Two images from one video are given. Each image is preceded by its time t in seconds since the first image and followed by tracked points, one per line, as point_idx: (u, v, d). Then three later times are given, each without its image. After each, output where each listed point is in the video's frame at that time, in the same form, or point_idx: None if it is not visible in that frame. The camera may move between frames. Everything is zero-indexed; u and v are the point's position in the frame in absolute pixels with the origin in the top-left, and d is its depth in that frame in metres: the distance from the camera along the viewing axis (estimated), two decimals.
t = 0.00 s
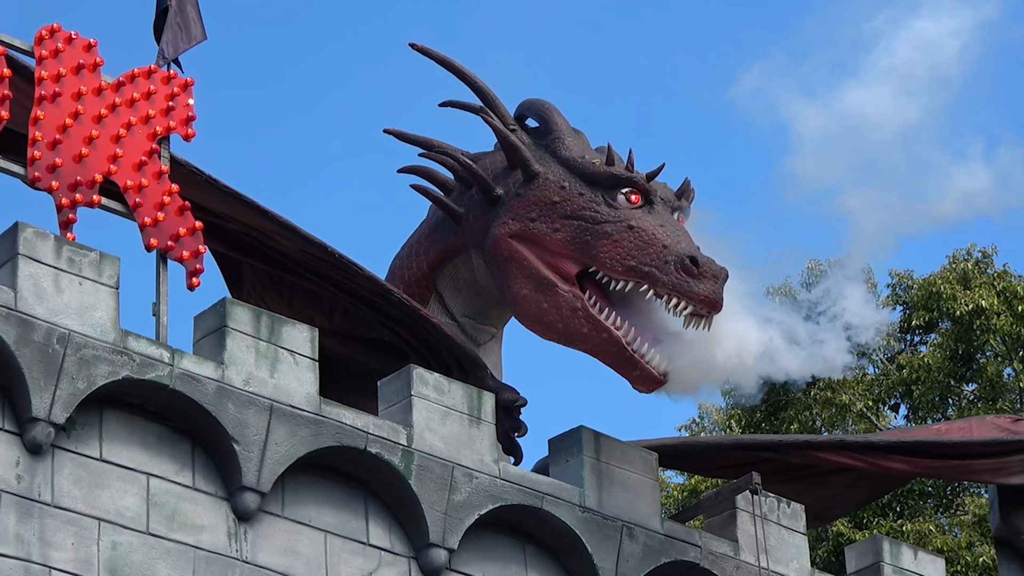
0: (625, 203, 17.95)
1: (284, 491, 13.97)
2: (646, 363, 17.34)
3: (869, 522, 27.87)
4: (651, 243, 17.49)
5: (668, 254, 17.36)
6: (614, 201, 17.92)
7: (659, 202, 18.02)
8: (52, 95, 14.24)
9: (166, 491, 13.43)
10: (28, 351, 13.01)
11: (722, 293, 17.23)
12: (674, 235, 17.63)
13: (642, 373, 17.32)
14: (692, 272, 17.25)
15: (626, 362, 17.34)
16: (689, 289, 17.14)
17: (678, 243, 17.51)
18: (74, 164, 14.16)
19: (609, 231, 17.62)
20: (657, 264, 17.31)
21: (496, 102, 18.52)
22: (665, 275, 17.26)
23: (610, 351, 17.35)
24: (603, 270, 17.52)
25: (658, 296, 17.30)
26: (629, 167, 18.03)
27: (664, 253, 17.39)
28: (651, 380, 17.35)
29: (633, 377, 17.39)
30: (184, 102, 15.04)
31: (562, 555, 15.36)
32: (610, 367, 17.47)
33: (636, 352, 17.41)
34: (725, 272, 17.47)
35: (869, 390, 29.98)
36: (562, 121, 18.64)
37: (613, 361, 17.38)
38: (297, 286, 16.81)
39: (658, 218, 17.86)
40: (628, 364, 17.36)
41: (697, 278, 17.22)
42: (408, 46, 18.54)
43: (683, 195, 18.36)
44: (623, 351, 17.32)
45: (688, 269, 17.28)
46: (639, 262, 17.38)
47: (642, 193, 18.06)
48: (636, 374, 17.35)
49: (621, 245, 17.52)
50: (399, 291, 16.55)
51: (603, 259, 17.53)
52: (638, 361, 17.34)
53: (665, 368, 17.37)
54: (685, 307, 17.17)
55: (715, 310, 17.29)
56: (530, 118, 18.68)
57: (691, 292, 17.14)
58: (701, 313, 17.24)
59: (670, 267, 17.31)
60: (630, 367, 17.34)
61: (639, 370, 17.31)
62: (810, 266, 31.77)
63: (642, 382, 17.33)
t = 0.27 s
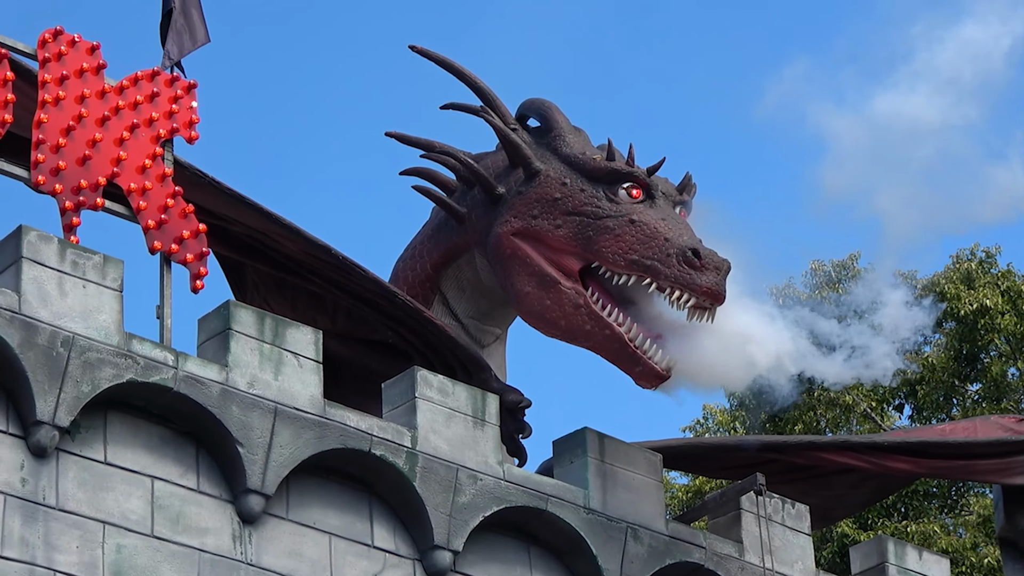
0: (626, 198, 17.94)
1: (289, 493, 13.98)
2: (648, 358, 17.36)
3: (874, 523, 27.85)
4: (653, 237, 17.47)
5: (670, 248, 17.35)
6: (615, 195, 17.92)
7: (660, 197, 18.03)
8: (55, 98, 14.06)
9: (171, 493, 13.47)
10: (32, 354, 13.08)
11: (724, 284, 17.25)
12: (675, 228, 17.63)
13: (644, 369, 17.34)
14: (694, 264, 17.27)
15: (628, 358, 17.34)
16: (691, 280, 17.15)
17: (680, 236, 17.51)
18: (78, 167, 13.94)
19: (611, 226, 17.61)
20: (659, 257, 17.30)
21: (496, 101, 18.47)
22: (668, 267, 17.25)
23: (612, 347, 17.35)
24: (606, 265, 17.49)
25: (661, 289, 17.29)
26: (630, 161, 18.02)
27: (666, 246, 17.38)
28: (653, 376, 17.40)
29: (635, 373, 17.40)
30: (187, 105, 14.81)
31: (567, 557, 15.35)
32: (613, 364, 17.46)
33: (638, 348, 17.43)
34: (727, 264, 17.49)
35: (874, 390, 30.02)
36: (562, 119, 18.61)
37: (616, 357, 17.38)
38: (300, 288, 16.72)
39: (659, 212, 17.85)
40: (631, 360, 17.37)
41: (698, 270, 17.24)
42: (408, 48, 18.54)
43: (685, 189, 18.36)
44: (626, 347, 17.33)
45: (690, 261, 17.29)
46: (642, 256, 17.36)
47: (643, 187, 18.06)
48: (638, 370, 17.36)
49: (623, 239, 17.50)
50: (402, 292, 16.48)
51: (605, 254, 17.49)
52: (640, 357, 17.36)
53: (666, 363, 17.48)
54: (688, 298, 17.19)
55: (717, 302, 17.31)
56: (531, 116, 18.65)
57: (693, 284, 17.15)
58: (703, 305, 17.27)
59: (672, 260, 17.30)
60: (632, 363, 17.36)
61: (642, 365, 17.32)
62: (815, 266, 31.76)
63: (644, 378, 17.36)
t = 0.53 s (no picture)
0: (627, 202, 17.89)
1: (293, 504, 13.99)
2: (651, 364, 17.34)
3: (878, 533, 27.81)
4: (656, 241, 17.44)
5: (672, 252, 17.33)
6: (617, 200, 17.86)
7: (662, 202, 17.96)
8: (58, 109, 13.91)
9: (175, 505, 13.52)
10: (35, 366, 13.11)
11: (726, 286, 17.22)
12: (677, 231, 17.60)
13: (647, 375, 17.33)
14: (696, 266, 17.24)
15: (630, 363, 17.33)
16: (694, 283, 17.12)
17: (682, 240, 17.47)
18: (81, 178, 13.83)
19: (613, 231, 17.58)
20: (662, 260, 17.28)
21: (498, 110, 18.47)
22: (670, 271, 17.23)
23: (614, 351, 17.35)
24: (608, 270, 17.47)
25: (664, 293, 17.26)
26: (630, 166, 17.98)
27: (668, 250, 17.35)
28: (656, 382, 17.38)
29: (638, 379, 17.39)
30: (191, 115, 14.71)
31: (572, 567, 15.35)
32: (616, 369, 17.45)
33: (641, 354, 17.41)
34: (729, 266, 17.46)
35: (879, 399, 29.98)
36: (564, 126, 18.58)
37: (619, 363, 17.36)
38: (305, 299, 16.67)
39: (661, 215, 17.81)
40: (633, 365, 17.36)
41: (701, 272, 17.21)
42: (408, 58, 18.54)
43: (687, 194, 18.31)
44: (628, 352, 17.32)
45: (692, 263, 17.26)
46: (644, 260, 17.34)
47: (644, 192, 17.98)
48: (641, 376, 17.35)
49: (625, 244, 17.48)
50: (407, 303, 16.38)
51: (608, 259, 17.47)
52: (643, 362, 17.34)
53: (669, 368, 17.44)
54: (691, 301, 17.16)
55: (720, 304, 17.28)
56: (532, 124, 18.64)
57: (696, 286, 17.12)
58: (706, 307, 17.24)
59: (674, 263, 17.27)
60: (635, 368, 17.34)
61: (644, 371, 17.31)
62: (818, 276, 31.75)
63: (647, 383, 17.35)
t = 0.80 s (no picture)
0: (630, 206, 17.89)
1: (297, 511, 14.03)
2: (655, 367, 17.27)
3: (883, 539, 27.80)
4: (658, 244, 17.43)
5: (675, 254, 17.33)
6: (619, 204, 17.88)
7: (665, 204, 17.97)
8: (63, 117, 13.91)
9: (180, 512, 13.61)
10: (40, 373, 13.27)
11: (729, 288, 17.20)
12: (680, 234, 17.62)
13: (651, 378, 17.24)
14: (699, 269, 17.22)
15: (634, 366, 17.26)
16: (696, 285, 17.10)
17: (685, 242, 17.48)
18: (86, 186, 13.83)
19: (616, 234, 17.58)
20: (665, 263, 17.27)
21: (500, 116, 18.49)
22: (673, 273, 17.22)
23: (618, 354, 17.28)
24: (612, 273, 17.47)
25: (667, 295, 17.25)
26: (633, 169, 18.00)
27: (671, 253, 17.34)
28: (660, 386, 17.30)
29: (642, 382, 17.29)
30: (196, 123, 14.66)
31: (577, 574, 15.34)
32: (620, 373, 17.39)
33: (645, 357, 17.33)
34: (732, 268, 17.46)
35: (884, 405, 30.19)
36: (566, 131, 18.60)
37: (623, 366, 17.28)
38: (309, 305, 16.65)
39: (664, 219, 17.81)
40: (638, 369, 17.29)
41: (703, 274, 17.20)
42: (411, 67, 18.59)
43: (690, 197, 18.34)
44: (632, 355, 17.25)
45: (695, 266, 17.25)
46: (647, 263, 17.33)
47: (647, 196, 18.00)
48: (645, 379, 17.25)
49: (628, 247, 17.48)
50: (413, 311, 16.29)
51: (611, 262, 17.47)
52: (647, 365, 17.26)
53: (672, 372, 17.39)
54: (694, 303, 17.15)
55: (723, 307, 17.26)
56: (535, 130, 18.66)
57: (699, 288, 17.11)
58: (709, 309, 17.22)
59: (677, 265, 17.26)
60: (639, 371, 17.27)
61: (648, 374, 17.23)
62: (823, 282, 31.73)
63: (651, 387, 17.25)
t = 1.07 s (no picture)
0: (632, 209, 17.88)
1: (301, 514, 14.03)
2: (658, 369, 17.28)
3: (887, 542, 27.75)
4: (660, 247, 17.43)
5: (677, 257, 17.33)
6: (621, 207, 17.85)
7: (667, 207, 17.96)
8: (67, 120, 13.92)
9: (184, 515, 13.63)
10: (44, 377, 13.32)
11: (732, 290, 17.21)
12: (682, 236, 17.61)
13: (655, 379, 17.26)
14: (701, 271, 17.22)
15: (638, 367, 17.27)
16: (698, 287, 17.11)
17: (687, 245, 17.48)
18: (90, 189, 13.82)
19: (618, 237, 17.57)
20: (666, 265, 17.26)
21: (503, 120, 18.49)
22: (674, 276, 17.21)
23: (622, 356, 17.28)
24: (614, 276, 17.46)
25: (670, 298, 17.24)
26: (635, 173, 17.92)
27: (673, 255, 17.34)
28: (664, 387, 17.32)
29: (645, 384, 17.31)
30: (200, 126, 14.67)
31: None
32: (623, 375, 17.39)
33: (648, 359, 17.34)
34: (734, 270, 17.46)
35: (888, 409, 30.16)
36: (569, 134, 18.59)
37: (626, 368, 17.28)
38: (312, 309, 16.63)
39: (666, 221, 17.81)
40: (641, 370, 17.29)
41: (705, 277, 17.21)
42: (414, 71, 18.59)
43: (691, 200, 18.36)
44: (636, 357, 17.25)
45: (697, 268, 17.25)
46: (650, 266, 17.32)
47: (649, 199, 17.97)
48: (648, 380, 17.27)
49: (630, 250, 17.47)
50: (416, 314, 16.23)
51: (613, 265, 17.46)
52: (650, 367, 17.27)
53: (677, 372, 17.40)
54: (696, 306, 17.16)
55: (726, 308, 17.27)
56: (538, 133, 18.65)
57: (701, 291, 17.11)
58: (711, 311, 17.23)
59: (679, 268, 17.26)
60: (643, 372, 17.28)
61: (651, 375, 17.25)
62: (827, 285, 31.69)
63: (654, 389, 17.28)
